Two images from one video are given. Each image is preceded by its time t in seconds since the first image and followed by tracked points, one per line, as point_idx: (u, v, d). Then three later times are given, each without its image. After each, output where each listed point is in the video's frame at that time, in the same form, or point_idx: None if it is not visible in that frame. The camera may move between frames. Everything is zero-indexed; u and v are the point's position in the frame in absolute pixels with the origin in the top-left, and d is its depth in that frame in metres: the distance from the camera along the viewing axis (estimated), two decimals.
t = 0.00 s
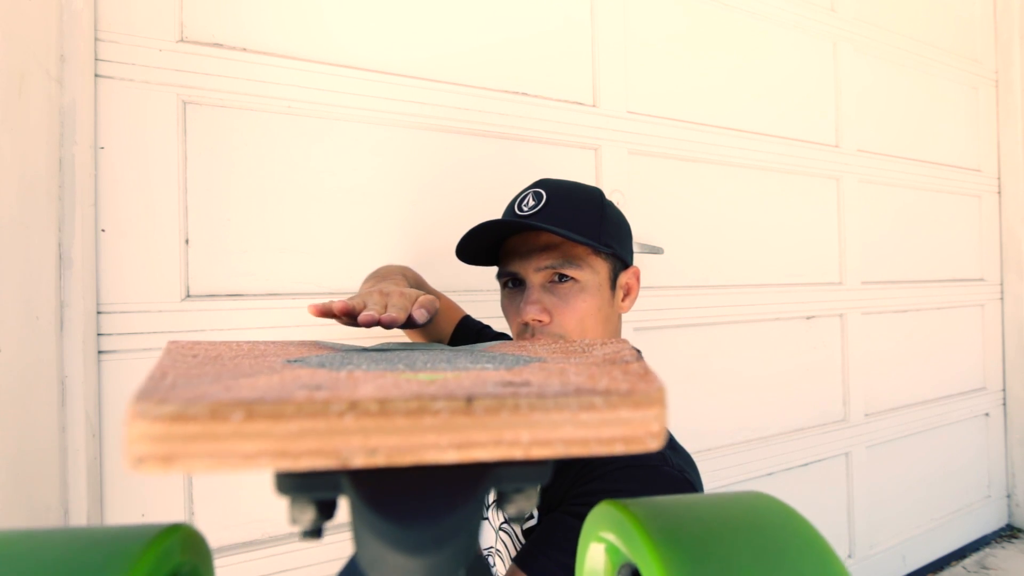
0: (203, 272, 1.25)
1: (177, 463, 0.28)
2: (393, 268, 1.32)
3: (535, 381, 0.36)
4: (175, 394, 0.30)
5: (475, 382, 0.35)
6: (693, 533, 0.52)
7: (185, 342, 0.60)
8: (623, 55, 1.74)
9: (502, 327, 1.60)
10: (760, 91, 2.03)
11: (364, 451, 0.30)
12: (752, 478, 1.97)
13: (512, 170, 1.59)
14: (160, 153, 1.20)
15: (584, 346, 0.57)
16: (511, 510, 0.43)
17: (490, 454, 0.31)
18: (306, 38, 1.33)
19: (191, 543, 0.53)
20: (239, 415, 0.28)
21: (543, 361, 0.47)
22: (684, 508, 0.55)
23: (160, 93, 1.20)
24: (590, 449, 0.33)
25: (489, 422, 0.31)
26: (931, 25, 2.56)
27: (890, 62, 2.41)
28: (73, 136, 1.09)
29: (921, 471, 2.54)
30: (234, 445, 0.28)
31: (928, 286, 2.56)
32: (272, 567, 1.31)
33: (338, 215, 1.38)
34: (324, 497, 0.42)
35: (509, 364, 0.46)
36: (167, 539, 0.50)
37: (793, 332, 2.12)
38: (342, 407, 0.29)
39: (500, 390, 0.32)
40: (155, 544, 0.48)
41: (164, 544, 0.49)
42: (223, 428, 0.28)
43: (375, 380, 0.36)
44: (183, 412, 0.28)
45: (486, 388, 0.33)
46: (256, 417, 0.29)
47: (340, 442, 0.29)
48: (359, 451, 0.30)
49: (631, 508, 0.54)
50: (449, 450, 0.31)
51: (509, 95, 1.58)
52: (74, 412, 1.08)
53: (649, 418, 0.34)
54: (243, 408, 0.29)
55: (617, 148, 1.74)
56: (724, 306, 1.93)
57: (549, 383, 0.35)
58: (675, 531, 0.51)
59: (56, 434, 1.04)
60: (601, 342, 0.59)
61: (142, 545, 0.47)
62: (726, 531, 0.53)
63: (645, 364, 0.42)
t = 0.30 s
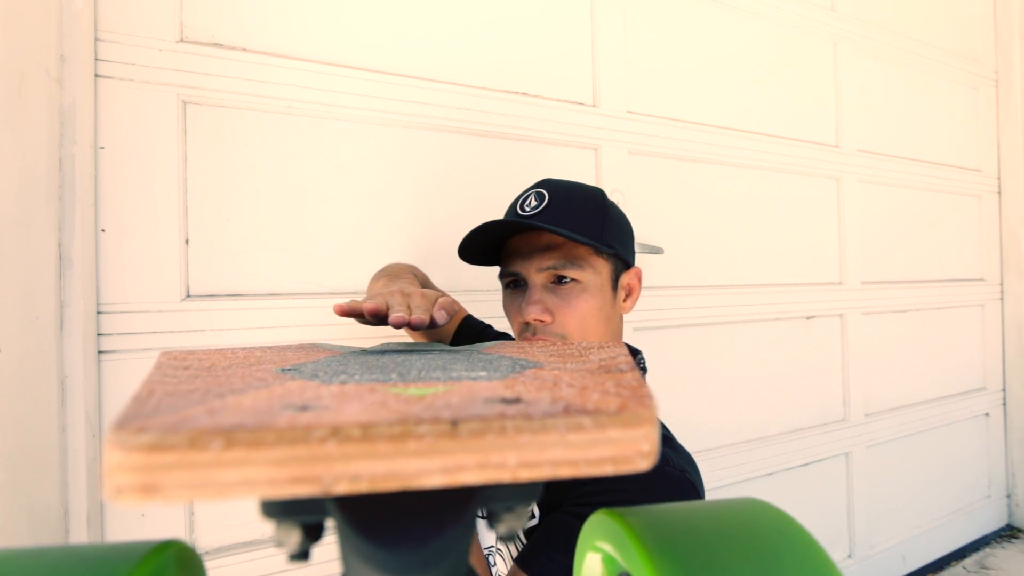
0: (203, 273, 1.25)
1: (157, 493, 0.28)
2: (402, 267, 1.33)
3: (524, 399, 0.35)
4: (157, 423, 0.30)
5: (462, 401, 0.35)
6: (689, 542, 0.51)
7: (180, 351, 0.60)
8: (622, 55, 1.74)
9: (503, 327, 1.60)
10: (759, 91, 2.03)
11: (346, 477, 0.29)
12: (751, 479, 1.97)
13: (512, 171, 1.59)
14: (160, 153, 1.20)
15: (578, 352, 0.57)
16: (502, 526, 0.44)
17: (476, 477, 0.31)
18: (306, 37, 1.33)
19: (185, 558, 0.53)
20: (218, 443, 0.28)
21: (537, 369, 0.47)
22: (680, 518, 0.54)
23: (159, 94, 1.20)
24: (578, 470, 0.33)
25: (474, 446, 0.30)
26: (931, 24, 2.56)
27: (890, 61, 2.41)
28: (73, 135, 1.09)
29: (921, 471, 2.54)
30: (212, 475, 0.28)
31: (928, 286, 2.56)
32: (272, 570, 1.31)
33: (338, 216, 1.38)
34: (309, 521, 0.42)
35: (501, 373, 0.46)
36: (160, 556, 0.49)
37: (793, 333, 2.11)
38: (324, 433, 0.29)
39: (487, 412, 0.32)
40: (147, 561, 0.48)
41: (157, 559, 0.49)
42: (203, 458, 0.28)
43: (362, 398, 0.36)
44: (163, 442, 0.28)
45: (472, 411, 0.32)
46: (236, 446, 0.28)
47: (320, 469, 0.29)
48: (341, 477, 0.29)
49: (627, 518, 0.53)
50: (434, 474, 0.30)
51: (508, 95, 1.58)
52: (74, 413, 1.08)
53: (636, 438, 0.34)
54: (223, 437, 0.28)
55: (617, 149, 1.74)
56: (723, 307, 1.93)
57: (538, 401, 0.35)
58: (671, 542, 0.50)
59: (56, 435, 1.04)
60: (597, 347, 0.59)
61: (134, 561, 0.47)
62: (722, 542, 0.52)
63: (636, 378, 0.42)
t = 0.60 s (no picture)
0: (203, 272, 1.25)
1: (138, 479, 0.28)
2: (415, 266, 1.32)
3: (508, 391, 0.35)
4: (142, 411, 0.30)
5: (446, 394, 0.34)
6: (677, 537, 0.51)
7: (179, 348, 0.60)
8: (622, 55, 1.74)
9: (503, 327, 1.60)
10: (759, 91, 2.03)
11: (325, 465, 0.29)
12: (751, 478, 1.96)
13: (512, 170, 1.59)
14: (160, 154, 1.20)
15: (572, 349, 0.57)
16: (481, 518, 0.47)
17: (453, 467, 0.31)
18: (308, 38, 1.33)
19: (178, 552, 0.53)
20: (199, 430, 0.28)
21: (529, 365, 0.47)
22: (669, 512, 0.54)
23: (159, 94, 1.20)
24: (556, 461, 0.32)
25: (452, 435, 0.30)
26: (931, 24, 2.56)
27: (891, 62, 2.41)
28: (73, 135, 1.09)
29: (921, 472, 2.54)
30: (194, 461, 0.28)
31: (929, 286, 2.56)
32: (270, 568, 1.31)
33: (338, 216, 1.38)
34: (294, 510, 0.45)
35: (493, 369, 0.45)
36: (151, 547, 0.49)
37: (793, 332, 2.11)
38: (303, 421, 0.29)
39: (467, 402, 0.32)
40: (138, 552, 0.47)
41: (149, 550, 0.49)
42: (183, 444, 0.28)
43: (347, 390, 0.36)
44: (145, 429, 0.28)
45: (452, 401, 0.32)
46: (215, 432, 0.28)
47: (299, 456, 0.29)
48: (320, 465, 0.29)
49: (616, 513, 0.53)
50: (411, 463, 0.30)
51: (508, 95, 1.58)
52: (74, 410, 1.08)
53: (614, 428, 0.33)
54: (204, 424, 0.28)
55: (617, 148, 1.73)
56: (723, 306, 1.93)
57: (519, 394, 0.35)
58: (659, 537, 0.50)
59: (54, 433, 1.04)
60: (593, 344, 0.59)
61: (125, 551, 0.47)
62: (710, 537, 0.52)
63: (624, 372, 0.41)
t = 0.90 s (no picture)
0: (202, 272, 1.24)
1: (167, 492, 0.28)
2: (415, 263, 1.31)
3: (525, 397, 0.35)
4: (166, 422, 0.30)
5: (467, 401, 0.35)
6: (690, 540, 0.51)
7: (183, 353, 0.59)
8: (623, 55, 1.74)
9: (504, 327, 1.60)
10: (759, 92, 2.03)
11: (353, 474, 0.29)
12: (752, 478, 1.96)
13: (513, 171, 1.59)
14: (160, 154, 1.20)
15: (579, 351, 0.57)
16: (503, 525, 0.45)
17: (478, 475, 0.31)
18: (308, 38, 1.33)
19: (193, 556, 0.53)
20: (227, 442, 0.28)
21: (538, 368, 0.47)
22: (679, 514, 0.54)
23: (160, 94, 1.20)
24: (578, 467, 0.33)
25: (477, 443, 0.30)
26: (931, 24, 2.56)
27: (891, 62, 2.41)
28: (73, 135, 1.09)
29: (921, 472, 2.53)
30: (222, 473, 0.28)
31: (929, 286, 2.56)
32: (272, 568, 1.31)
33: (340, 216, 1.38)
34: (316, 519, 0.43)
35: (504, 372, 0.46)
36: (168, 556, 0.49)
37: (793, 332, 2.11)
38: (330, 432, 0.29)
39: (489, 410, 0.32)
40: (155, 561, 0.47)
41: (166, 558, 0.49)
42: (211, 457, 0.28)
43: (366, 397, 0.36)
44: (172, 441, 0.28)
45: (475, 409, 0.32)
46: (244, 444, 0.28)
47: (327, 467, 0.29)
48: (347, 475, 0.29)
49: (627, 515, 0.52)
50: (437, 472, 0.30)
51: (509, 95, 1.58)
52: (74, 410, 1.08)
53: (634, 434, 0.34)
54: (231, 435, 0.28)
55: (617, 148, 1.73)
56: (724, 306, 1.93)
57: (538, 400, 0.35)
58: (671, 539, 0.50)
59: (55, 433, 1.04)
60: (598, 345, 0.59)
61: (141, 563, 0.47)
62: (722, 538, 0.52)
63: (636, 375, 0.42)
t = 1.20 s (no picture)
0: (202, 272, 1.24)
1: (228, 511, 0.28)
2: (415, 262, 1.30)
3: (570, 411, 0.36)
4: (220, 439, 0.30)
5: (515, 414, 0.35)
6: (722, 552, 0.50)
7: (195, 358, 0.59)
8: (623, 55, 1.74)
9: (506, 328, 1.60)
10: (760, 92, 2.04)
11: (411, 492, 0.30)
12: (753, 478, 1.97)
13: (515, 171, 1.59)
14: (162, 154, 1.20)
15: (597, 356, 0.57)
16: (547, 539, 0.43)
17: (534, 493, 0.31)
18: (308, 38, 1.33)
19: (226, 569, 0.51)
20: (286, 461, 0.28)
21: (560, 375, 0.47)
22: (708, 525, 0.54)
23: (160, 94, 1.20)
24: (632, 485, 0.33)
25: (533, 461, 0.31)
26: (930, 24, 2.56)
27: (891, 62, 2.41)
28: (73, 136, 1.09)
29: (921, 472, 2.53)
30: (283, 492, 0.28)
31: (929, 286, 2.56)
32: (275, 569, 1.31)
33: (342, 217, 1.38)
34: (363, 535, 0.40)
35: (529, 379, 0.46)
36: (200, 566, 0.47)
37: (794, 332, 2.12)
38: (388, 450, 0.29)
39: (542, 428, 0.32)
40: None
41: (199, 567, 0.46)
42: (271, 475, 0.28)
43: (409, 410, 0.36)
44: (230, 460, 0.28)
45: (527, 426, 0.32)
46: (302, 463, 0.28)
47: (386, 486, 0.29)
48: (407, 493, 0.29)
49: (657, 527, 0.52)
50: (494, 490, 0.31)
51: (510, 95, 1.58)
52: (74, 410, 1.08)
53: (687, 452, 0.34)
54: (290, 454, 0.28)
55: (618, 149, 1.74)
56: (725, 307, 1.93)
57: (586, 415, 0.35)
58: (703, 552, 0.49)
59: (54, 434, 1.04)
60: (613, 351, 0.59)
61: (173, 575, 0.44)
62: (752, 549, 0.51)
63: (669, 386, 0.42)
